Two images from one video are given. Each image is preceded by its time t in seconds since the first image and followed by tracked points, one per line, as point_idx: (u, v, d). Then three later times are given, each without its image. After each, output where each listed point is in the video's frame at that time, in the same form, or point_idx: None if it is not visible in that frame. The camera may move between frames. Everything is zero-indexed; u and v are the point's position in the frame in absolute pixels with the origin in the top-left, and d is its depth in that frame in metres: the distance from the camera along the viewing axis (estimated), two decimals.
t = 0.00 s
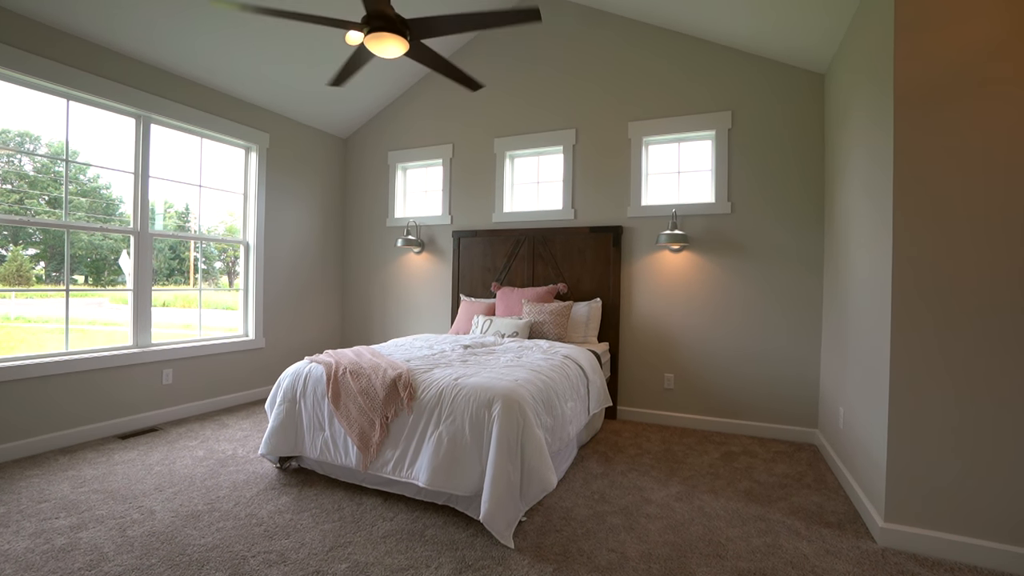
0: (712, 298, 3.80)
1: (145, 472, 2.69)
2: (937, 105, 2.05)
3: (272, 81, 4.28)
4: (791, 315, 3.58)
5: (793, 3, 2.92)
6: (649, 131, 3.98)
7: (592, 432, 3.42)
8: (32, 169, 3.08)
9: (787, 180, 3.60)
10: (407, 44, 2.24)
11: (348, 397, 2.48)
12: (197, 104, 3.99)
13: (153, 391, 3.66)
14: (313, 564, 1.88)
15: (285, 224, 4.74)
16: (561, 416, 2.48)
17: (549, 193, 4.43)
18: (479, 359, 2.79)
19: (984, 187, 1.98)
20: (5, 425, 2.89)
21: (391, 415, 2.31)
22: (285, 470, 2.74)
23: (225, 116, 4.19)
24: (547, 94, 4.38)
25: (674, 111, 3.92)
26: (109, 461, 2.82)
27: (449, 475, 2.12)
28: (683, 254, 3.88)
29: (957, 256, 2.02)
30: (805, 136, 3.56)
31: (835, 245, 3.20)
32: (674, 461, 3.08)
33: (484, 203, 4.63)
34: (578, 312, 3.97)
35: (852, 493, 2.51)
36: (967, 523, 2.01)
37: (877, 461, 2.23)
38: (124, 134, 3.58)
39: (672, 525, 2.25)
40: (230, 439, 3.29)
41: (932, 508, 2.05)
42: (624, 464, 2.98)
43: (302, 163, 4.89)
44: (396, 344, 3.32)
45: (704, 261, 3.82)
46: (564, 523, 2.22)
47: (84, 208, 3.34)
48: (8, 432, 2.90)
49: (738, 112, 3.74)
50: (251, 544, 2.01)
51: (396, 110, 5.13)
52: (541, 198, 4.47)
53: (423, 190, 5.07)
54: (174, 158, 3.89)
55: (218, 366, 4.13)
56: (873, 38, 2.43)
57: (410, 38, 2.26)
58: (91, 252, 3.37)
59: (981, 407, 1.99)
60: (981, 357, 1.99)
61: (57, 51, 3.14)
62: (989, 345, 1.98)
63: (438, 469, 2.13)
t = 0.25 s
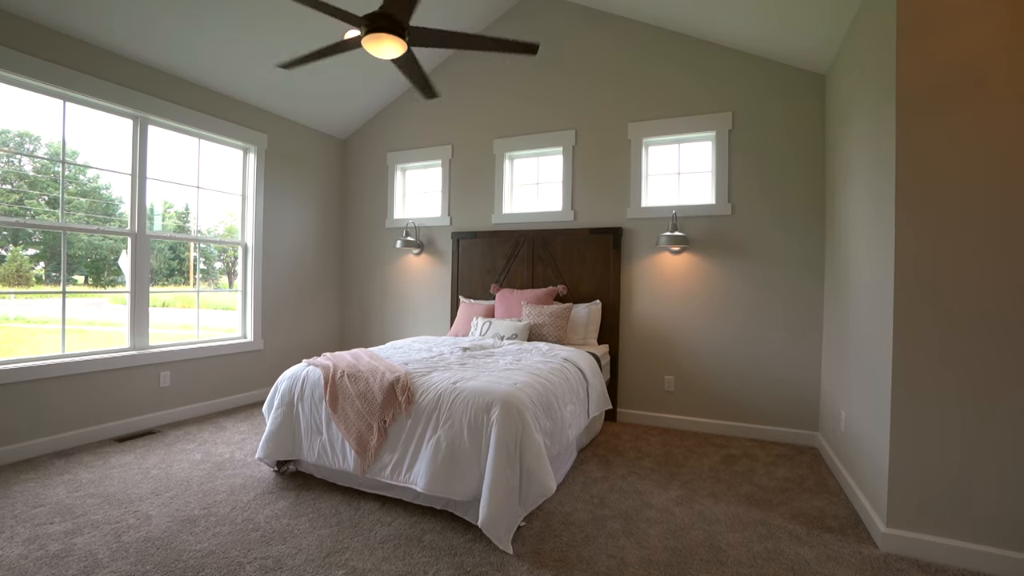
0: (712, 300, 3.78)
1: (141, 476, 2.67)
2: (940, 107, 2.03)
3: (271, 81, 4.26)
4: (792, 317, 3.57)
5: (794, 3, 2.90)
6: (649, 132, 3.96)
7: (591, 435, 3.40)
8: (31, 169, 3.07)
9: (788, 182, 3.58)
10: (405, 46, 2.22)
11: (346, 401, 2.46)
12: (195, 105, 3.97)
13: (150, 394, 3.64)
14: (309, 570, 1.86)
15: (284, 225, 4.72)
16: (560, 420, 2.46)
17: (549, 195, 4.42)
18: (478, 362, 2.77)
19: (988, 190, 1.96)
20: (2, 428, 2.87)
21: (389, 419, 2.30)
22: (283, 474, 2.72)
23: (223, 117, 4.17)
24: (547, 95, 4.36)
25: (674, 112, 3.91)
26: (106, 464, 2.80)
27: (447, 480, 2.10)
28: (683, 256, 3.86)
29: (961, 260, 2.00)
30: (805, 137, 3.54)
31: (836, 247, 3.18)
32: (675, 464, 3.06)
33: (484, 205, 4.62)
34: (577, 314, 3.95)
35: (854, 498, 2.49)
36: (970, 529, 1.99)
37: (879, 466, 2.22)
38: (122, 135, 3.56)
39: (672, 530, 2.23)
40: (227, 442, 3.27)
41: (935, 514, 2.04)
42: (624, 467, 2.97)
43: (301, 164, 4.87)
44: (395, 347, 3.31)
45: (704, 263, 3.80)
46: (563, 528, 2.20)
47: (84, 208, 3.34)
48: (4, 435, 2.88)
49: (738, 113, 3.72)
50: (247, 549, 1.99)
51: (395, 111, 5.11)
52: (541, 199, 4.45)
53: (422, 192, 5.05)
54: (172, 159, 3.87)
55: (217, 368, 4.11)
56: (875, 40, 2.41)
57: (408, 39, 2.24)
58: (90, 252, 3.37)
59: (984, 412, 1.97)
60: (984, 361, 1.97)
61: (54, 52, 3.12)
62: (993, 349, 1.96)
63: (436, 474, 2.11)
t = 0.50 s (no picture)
0: (712, 302, 3.76)
1: (138, 479, 2.65)
2: (943, 108, 2.01)
3: (270, 82, 4.24)
4: (792, 319, 3.55)
5: (795, 4, 2.89)
6: (649, 133, 3.94)
7: (591, 437, 3.38)
8: (31, 169, 3.07)
9: (789, 183, 3.57)
10: (403, 47, 2.21)
11: (343, 404, 2.44)
12: (193, 106, 3.95)
13: (148, 396, 3.62)
14: None
15: (282, 226, 4.70)
16: (559, 423, 2.44)
17: (548, 196, 4.40)
18: (476, 365, 2.75)
19: (991, 192, 1.94)
20: None
21: (386, 423, 2.28)
22: (280, 477, 2.70)
23: (221, 117, 4.15)
24: (546, 96, 4.34)
25: (674, 112, 3.89)
26: (102, 468, 2.78)
27: (445, 484, 2.08)
28: (683, 257, 3.84)
29: (964, 263, 1.98)
30: (806, 138, 3.52)
31: (837, 249, 3.16)
32: (675, 467, 3.04)
33: (483, 206, 4.60)
34: (577, 315, 3.93)
35: (856, 502, 2.47)
36: (973, 535, 1.97)
37: (881, 471, 2.19)
38: (119, 136, 3.54)
39: (672, 535, 2.21)
40: (224, 444, 3.25)
41: (937, 519, 2.02)
42: (623, 471, 2.94)
43: (300, 165, 4.85)
44: (393, 349, 3.29)
45: (705, 265, 3.78)
46: (562, 533, 2.18)
47: (84, 208, 3.33)
48: None
49: (738, 114, 3.70)
50: (243, 555, 1.97)
51: (394, 111, 5.09)
52: (540, 201, 4.43)
53: (421, 193, 5.03)
54: (170, 160, 3.86)
55: (214, 369, 4.09)
56: (877, 40, 2.39)
57: (406, 40, 2.23)
58: (91, 252, 3.37)
59: (988, 417, 1.94)
60: (988, 365, 1.95)
61: (51, 53, 3.10)
62: (997, 353, 1.94)
63: (434, 478, 2.10)
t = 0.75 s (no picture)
0: (713, 303, 3.74)
1: (134, 483, 2.63)
2: (947, 109, 1.98)
3: (269, 82, 4.23)
4: (794, 321, 3.53)
5: (797, 4, 2.87)
6: (649, 134, 3.92)
7: (591, 440, 3.36)
8: (32, 170, 3.06)
9: (790, 184, 3.54)
10: (401, 47, 2.19)
11: (341, 408, 2.42)
12: (192, 106, 3.92)
13: (146, 398, 3.60)
14: None
15: (281, 227, 4.68)
16: (559, 427, 2.42)
17: (548, 196, 4.37)
18: (475, 367, 2.73)
19: (996, 194, 1.92)
20: None
21: (385, 427, 2.26)
22: (278, 480, 2.68)
23: (220, 118, 4.13)
24: (546, 97, 4.32)
25: (675, 113, 3.86)
26: (99, 471, 2.76)
27: (443, 489, 2.06)
28: (684, 259, 3.82)
29: (969, 266, 1.96)
30: (807, 139, 3.50)
31: (840, 250, 3.14)
32: (676, 470, 3.01)
33: (482, 206, 4.58)
34: (577, 317, 3.91)
35: (858, 507, 2.45)
36: (978, 541, 1.95)
37: (885, 476, 2.17)
38: (117, 137, 3.53)
39: (673, 540, 2.19)
40: (222, 447, 3.23)
41: (941, 525, 1.99)
42: (624, 474, 2.92)
43: (299, 166, 4.83)
44: (392, 351, 3.27)
45: (706, 266, 3.76)
46: (561, 538, 2.16)
47: (85, 208, 3.33)
48: None
49: (740, 114, 3.68)
50: (239, 561, 1.95)
51: (393, 112, 5.07)
52: (540, 201, 4.41)
53: (421, 193, 5.01)
54: (168, 161, 3.84)
55: (213, 371, 4.07)
56: (880, 40, 2.37)
57: (404, 40, 2.21)
58: (91, 252, 3.37)
59: (994, 422, 1.92)
60: (993, 370, 1.92)
61: (48, 53, 3.08)
62: (1003, 357, 1.91)
63: (432, 483, 2.07)
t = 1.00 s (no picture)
0: (715, 305, 3.71)
1: (131, 486, 2.60)
2: (954, 109, 1.95)
3: (268, 83, 4.20)
4: (796, 323, 3.50)
5: (799, 3, 2.84)
6: (650, 134, 3.89)
7: (592, 443, 3.33)
8: (33, 170, 3.06)
9: (793, 185, 3.51)
10: (400, 47, 2.16)
11: (339, 411, 2.39)
12: (189, 106, 3.90)
13: (144, 400, 3.58)
14: None
15: (280, 228, 4.66)
16: (559, 431, 2.39)
17: (548, 197, 4.35)
18: (475, 370, 2.70)
19: (1004, 195, 1.88)
20: None
21: (383, 431, 2.23)
22: (276, 484, 2.66)
23: (218, 118, 4.11)
24: (547, 97, 4.30)
25: (676, 113, 3.84)
26: (95, 474, 2.74)
27: (442, 495, 2.04)
28: (685, 260, 3.79)
29: (976, 268, 1.93)
30: (810, 139, 3.47)
31: (842, 252, 3.11)
32: (677, 474, 2.99)
33: (482, 207, 4.55)
34: (578, 319, 3.89)
35: (862, 512, 2.42)
36: (985, 548, 1.92)
37: (889, 481, 2.14)
38: (115, 138, 3.50)
39: (675, 545, 2.16)
40: (220, 450, 3.21)
41: (947, 532, 1.96)
42: (625, 478, 2.89)
43: (298, 166, 4.81)
44: (391, 353, 3.24)
45: (707, 268, 3.73)
46: (562, 544, 2.14)
47: (85, 209, 3.32)
48: None
49: (741, 115, 3.65)
50: (235, 567, 1.92)
51: (393, 112, 5.05)
52: (540, 202, 4.39)
53: (420, 194, 4.99)
54: (167, 161, 3.82)
55: (211, 373, 4.05)
56: (885, 40, 2.34)
57: (403, 40, 2.18)
58: (92, 253, 3.36)
59: (1001, 426, 1.89)
60: (1000, 374, 1.90)
61: (45, 53, 3.06)
62: (1010, 361, 1.88)
63: (431, 488, 2.05)
